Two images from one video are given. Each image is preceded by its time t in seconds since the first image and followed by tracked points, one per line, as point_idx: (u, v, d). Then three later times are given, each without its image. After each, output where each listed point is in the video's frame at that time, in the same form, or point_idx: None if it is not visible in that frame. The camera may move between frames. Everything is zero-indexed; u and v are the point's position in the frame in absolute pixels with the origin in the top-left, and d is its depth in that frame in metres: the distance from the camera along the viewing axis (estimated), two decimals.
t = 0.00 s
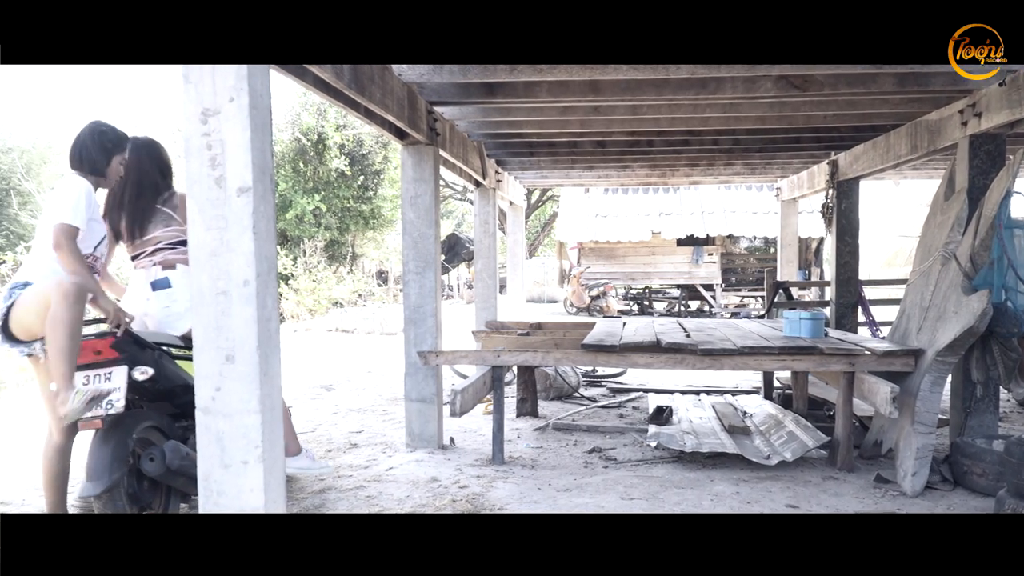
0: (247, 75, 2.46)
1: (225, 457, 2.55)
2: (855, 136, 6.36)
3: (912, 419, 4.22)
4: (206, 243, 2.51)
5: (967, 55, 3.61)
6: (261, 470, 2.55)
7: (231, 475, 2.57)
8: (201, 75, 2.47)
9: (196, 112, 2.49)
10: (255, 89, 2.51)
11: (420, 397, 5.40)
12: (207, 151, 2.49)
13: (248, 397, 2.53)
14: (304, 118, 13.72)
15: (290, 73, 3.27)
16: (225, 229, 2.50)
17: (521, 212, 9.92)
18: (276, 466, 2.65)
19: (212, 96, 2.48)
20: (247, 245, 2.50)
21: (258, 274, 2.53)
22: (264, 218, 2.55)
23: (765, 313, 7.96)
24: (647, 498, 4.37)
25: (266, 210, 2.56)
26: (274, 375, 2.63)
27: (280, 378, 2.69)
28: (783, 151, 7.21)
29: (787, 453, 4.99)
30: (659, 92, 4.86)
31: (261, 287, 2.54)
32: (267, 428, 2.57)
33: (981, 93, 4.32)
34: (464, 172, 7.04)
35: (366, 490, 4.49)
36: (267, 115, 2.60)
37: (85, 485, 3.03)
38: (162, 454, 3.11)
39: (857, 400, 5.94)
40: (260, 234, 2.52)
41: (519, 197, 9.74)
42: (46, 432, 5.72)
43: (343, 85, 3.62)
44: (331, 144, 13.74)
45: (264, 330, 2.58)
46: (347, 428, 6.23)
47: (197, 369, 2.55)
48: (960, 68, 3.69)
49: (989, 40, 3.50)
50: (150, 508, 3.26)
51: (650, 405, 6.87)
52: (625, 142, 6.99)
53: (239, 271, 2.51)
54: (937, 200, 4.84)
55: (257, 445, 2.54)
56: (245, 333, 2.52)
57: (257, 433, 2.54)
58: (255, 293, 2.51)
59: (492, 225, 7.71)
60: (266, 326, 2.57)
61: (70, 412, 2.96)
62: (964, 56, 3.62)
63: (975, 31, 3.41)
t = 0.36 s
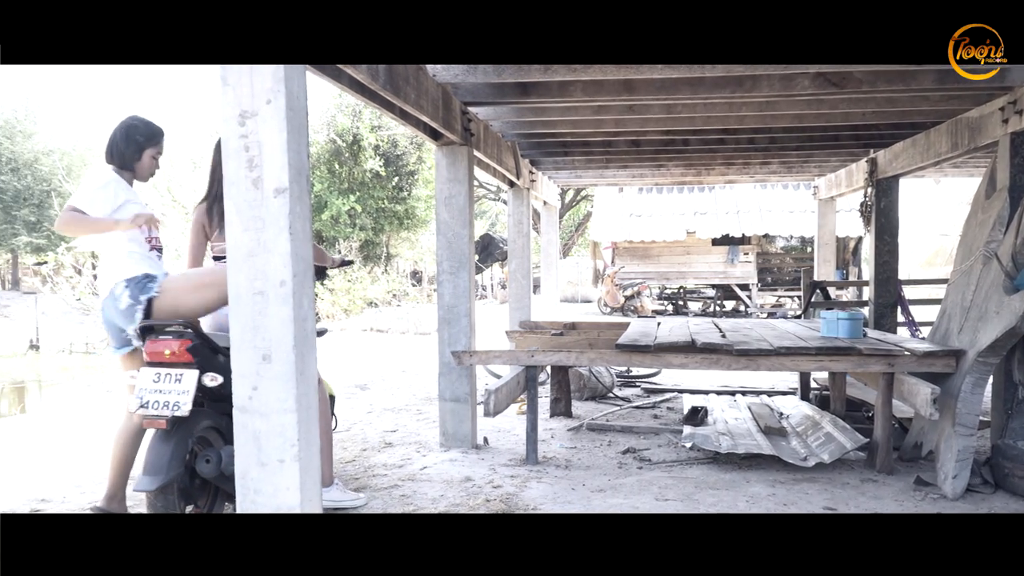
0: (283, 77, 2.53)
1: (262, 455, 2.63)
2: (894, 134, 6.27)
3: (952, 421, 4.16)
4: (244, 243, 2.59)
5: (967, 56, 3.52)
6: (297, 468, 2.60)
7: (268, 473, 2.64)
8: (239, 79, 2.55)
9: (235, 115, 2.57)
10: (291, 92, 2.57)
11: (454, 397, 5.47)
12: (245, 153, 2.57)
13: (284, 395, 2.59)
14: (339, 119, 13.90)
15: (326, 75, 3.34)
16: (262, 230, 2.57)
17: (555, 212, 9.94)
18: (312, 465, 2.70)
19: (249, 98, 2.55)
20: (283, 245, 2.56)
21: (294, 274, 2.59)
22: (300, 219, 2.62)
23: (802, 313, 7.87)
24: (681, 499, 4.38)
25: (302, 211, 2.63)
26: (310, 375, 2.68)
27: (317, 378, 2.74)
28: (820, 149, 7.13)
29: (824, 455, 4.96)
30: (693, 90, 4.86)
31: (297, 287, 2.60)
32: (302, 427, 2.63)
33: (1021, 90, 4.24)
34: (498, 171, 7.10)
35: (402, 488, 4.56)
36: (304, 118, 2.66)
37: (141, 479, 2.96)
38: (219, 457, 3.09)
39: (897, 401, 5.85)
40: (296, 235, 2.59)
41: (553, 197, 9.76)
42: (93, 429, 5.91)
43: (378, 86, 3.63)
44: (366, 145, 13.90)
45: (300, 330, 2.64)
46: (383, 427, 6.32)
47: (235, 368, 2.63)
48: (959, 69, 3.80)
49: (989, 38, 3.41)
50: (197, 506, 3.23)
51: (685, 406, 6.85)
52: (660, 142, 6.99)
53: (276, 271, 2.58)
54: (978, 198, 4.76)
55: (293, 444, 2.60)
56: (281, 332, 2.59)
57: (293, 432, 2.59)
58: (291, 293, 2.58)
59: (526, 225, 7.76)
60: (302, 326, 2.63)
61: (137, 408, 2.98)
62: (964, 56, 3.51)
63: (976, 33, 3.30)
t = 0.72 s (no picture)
0: (319, 79, 2.52)
1: (298, 453, 2.67)
2: (933, 131, 6.18)
3: (993, 423, 4.11)
4: (280, 244, 2.62)
5: (968, 55, 3.50)
6: (332, 467, 2.64)
7: (304, 471, 2.68)
8: (275, 80, 2.56)
9: (271, 116, 2.58)
10: (327, 93, 2.58)
11: (487, 397, 5.55)
12: (281, 154, 2.59)
13: (319, 395, 2.63)
14: (373, 120, 14.07)
15: (361, 76, 3.42)
16: (298, 231, 2.60)
17: (588, 212, 9.96)
18: (348, 463, 2.73)
19: (285, 101, 2.56)
20: (318, 246, 2.59)
21: (330, 275, 2.62)
22: (335, 220, 2.64)
23: (839, 313, 7.78)
24: (716, 501, 4.38)
25: (337, 212, 2.65)
26: (345, 374, 2.71)
27: (351, 377, 2.77)
28: (858, 147, 7.05)
29: (862, 456, 4.93)
30: (729, 88, 4.85)
31: (332, 287, 2.63)
32: (337, 426, 2.66)
33: None
34: (532, 172, 7.15)
35: (438, 486, 4.64)
36: (339, 119, 2.67)
37: (186, 477, 3.02)
38: (263, 460, 3.19)
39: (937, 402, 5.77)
40: (331, 236, 2.61)
41: (586, 196, 9.79)
42: (136, 429, 6.08)
43: (413, 86, 3.70)
44: (400, 146, 14.03)
45: (334, 330, 2.66)
46: (417, 427, 6.42)
47: (272, 367, 2.66)
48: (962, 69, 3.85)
49: (989, 41, 3.40)
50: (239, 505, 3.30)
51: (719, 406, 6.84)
52: (694, 141, 6.98)
53: (312, 272, 2.61)
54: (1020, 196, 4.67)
55: (328, 443, 2.63)
56: (316, 333, 2.62)
57: (328, 431, 2.63)
58: (326, 294, 2.60)
59: (559, 225, 7.80)
60: (336, 327, 2.66)
61: (189, 409, 3.10)
62: (964, 56, 3.49)
63: (975, 33, 3.17)
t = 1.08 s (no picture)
0: (351, 80, 2.58)
1: (329, 453, 2.72)
2: (968, 130, 6.11)
3: None
4: (312, 244, 2.67)
5: (967, 56, 3.51)
6: (363, 466, 2.68)
7: (335, 471, 2.73)
8: (308, 82, 2.62)
9: (303, 117, 2.64)
10: (359, 94, 2.63)
11: (517, 397, 5.63)
12: (314, 155, 2.64)
13: (351, 394, 2.68)
14: (404, 121, 14.24)
15: (392, 77, 3.53)
16: (330, 231, 2.65)
17: (618, 211, 9.99)
18: (378, 463, 2.78)
19: (317, 102, 2.62)
20: (350, 246, 2.64)
21: (361, 275, 2.66)
22: (367, 221, 2.69)
23: (872, 313, 7.72)
24: (747, 501, 4.41)
25: (368, 212, 2.70)
26: (375, 374, 2.76)
27: (382, 377, 2.82)
28: (891, 146, 6.99)
29: (896, 458, 4.92)
30: (761, 87, 4.86)
31: (363, 287, 2.68)
32: (368, 425, 2.71)
33: None
34: (562, 171, 7.21)
35: (468, 486, 4.73)
36: (370, 120, 2.72)
37: (217, 476, 3.08)
38: (293, 459, 3.24)
39: (972, 403, 5.72)
40: (363, 236, 2.66)
41: (616, 196, 9.82)
42: (172, 428, 6.25)
43: (444, 87, 3.79)
44: (431, 146, 14.18)
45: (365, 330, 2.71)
46: (447, 427, 6.52)
47: (303, 367, 2.72)
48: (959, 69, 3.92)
49: (988, 41, 3.40)
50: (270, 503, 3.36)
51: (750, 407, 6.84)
52: (726, 140, 6.99)
53: (343, 272, 2.65)
54: None
55: (359, 443, 2.68)
56: (347, 333, 2.67)
57: (359, 430, 2.68)
58: (358, 294, 2.65)
59: (589, 225, 7.86)
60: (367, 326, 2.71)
61: (219, 407, 3.15)
62: (965, 55, 3.49)
63: (973, 34, 3.18)
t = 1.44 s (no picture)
0: (364, 80, 2.63)
1: (342, 452, 2.77)
2: (982, 129, 6.09)
3: None
4: (325, 244, 2.72)
5: (968, 56, 3.52)
6: (375, 467, 2.73)
7: (347, 470, 2.78)
8: (323, 83, 2.67)
9: (317, 118, 2.69)
10: (373, 95, 2.68)
11: (529, 397, 5.67)
12: (327, 156, 2.69)
13: (363, 394, 2.73)
14: (417, 121, 14.32)
15: (405, 77, 3.57)
16: (343, 231, 2.70)
17: (631, 211, 10.00)
18: (390, 463, 2.83)
19: (331, 103, 2.67)
20: (363, 246, 2.69)
21: (374, 275, 2.71)
22: (379, 221, 2.74)
23: (886, 313, 7.69)
24: (759, 501, 4.42)
25: (381, 213, 2.75)
26: (388, 375, 2.81)
27: (394, 378, 2.87)
28: (906, 145, 6.97)
29: (909, 458, 4.91)
30: (775, 87, 4.87)
31: (376, 287, 2.72)
32: (380, 426, 2.76)
33: None
34: (575, 171, 7.24)
35: (480, 485, 4.77)
36: (384, 120, 2.77)
37: (232, 474, 3.14)
38: (305, 458, 3.27)
39: (986, 403, 5.69)
40: (376, 237, 2.71)
41: (629, 196, 9.84)
42: (188, 427, 6.34)
43: (457, 86, 3.82)
44: (444, 146, 14.25)
45: (378, 330, 2.76)
46: (459, 426, 6.57)
47: (316, 367, 2.77)
48: (960, 69, 3.94)
49: (989, 41, 3.41)
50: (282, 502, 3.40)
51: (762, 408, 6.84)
52: (739, 139, 7.01)
53: (356, 272, 2.70)
54: None
55: (371, 442, 2.73)
56: (361, 333, 2.72)
57: (371, 430, 2.73)
58: (370, 294, 2.70)
59: (602, 225, 7.87)
60: (380, 326, 2.75)
61: (233, 407, 3.20)
62: (965, 55, 3.49)
63: (972, 33, 3.18)
